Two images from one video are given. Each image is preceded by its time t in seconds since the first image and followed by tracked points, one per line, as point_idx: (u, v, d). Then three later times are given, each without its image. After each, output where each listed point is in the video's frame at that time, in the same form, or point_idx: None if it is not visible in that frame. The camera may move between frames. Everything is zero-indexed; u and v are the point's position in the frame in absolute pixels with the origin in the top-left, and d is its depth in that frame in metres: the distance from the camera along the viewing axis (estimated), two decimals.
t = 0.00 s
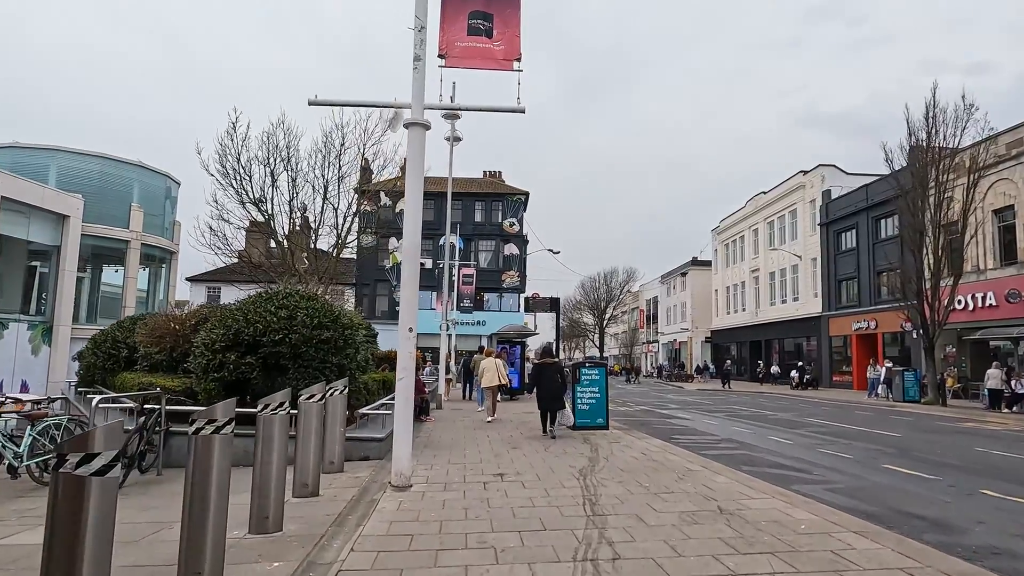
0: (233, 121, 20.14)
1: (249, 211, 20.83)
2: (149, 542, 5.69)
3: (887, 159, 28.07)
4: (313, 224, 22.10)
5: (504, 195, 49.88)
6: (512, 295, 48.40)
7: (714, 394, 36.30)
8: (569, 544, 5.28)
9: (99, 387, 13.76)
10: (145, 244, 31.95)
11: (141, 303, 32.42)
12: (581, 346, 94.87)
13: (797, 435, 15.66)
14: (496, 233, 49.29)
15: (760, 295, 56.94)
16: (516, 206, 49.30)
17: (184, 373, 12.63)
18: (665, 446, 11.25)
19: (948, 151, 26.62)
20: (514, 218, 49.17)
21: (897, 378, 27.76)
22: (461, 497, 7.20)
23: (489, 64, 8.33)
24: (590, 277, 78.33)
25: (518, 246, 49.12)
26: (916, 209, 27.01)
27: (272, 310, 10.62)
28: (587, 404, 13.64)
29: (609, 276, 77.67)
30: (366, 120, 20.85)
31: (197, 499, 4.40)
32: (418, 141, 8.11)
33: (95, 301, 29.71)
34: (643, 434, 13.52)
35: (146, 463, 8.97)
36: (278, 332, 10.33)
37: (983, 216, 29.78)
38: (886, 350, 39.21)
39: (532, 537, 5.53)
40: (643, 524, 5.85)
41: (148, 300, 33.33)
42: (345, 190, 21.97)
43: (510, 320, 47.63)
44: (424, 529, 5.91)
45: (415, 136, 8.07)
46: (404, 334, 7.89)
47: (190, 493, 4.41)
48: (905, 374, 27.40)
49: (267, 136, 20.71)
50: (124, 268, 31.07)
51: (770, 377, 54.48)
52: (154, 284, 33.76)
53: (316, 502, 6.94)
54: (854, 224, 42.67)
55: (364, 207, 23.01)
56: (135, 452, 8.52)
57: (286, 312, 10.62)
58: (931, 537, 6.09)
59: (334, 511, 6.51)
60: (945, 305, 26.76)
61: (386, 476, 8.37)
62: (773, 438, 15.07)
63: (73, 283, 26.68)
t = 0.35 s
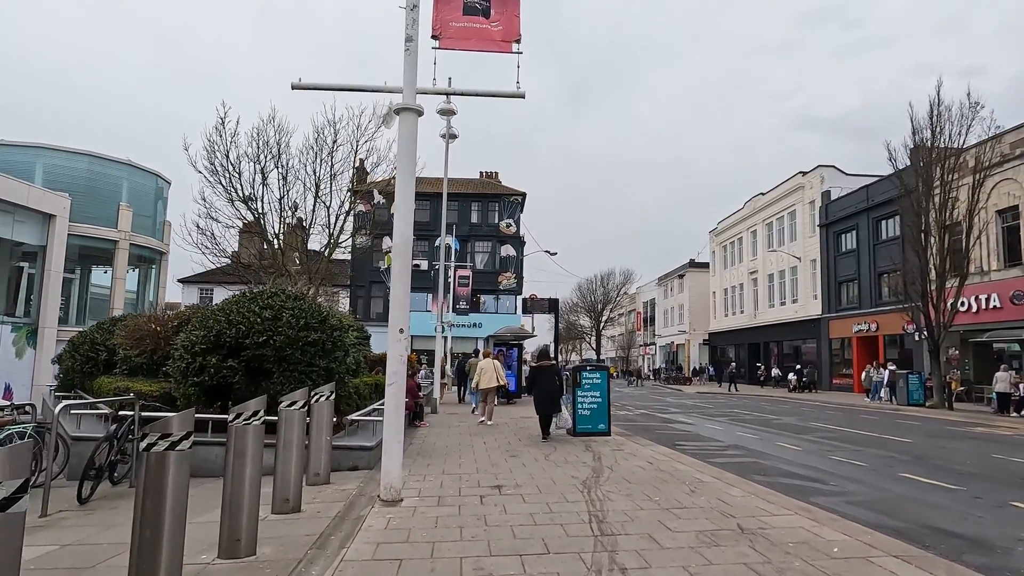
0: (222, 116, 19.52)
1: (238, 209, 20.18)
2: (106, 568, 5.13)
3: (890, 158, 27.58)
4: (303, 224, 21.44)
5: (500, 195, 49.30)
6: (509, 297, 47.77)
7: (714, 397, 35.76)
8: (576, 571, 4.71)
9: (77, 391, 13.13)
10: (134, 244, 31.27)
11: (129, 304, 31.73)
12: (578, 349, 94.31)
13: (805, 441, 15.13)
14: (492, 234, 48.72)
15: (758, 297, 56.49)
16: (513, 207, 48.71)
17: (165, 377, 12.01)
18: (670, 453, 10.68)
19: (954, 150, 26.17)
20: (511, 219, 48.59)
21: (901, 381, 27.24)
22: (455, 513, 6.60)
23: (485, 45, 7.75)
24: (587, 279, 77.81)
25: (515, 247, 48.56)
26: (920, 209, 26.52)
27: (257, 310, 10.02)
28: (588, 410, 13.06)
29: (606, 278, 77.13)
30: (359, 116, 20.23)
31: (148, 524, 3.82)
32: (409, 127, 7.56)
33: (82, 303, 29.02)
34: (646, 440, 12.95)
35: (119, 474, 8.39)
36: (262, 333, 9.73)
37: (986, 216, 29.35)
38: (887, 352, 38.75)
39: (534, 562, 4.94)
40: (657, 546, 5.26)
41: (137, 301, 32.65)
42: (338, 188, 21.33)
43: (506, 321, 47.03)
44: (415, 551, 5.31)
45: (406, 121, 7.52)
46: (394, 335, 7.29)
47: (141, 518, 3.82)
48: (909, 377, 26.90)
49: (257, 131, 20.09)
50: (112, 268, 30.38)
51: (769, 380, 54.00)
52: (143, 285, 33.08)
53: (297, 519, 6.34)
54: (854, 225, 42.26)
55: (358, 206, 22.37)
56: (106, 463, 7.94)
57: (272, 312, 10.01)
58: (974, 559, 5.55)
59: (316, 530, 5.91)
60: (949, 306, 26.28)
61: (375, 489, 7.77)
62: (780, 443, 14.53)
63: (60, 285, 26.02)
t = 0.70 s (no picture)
0: (214, 109, 18.93)
1: (231, 205, 19.56)
2: None
3: (900, 155, 26.97)
4: (298, 221, 20.81)
5: (501, 194, 48.68)
6: (510, 298, 47.13)
7: (719, 400, 35.15)
8: None
9: (59, 394, 12.53)
10: (127, 243, 30.64)
11: (123, 304, 31.14)
12: (578, 350, 93.70)
13: (819, 446, 14.54)
14: (492, 233, 48.12)
15: (761, 298, 55.89)
16: (513, 206, 48.15)
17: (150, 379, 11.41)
18: (683, 461, 10.06)
19: (966, 147, 25.57)
20: (511, 219, 47.98)
21: (911, 383, 26.62)
22: (455, 531, 6.00)
23: (489, 21, 7.16)
24: (587, 280, 77.20)
25: (515, 247, 47.96)
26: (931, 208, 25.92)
27: (243, 309, 9.41)
28: (595, 414, 12.47)
29: (607, 279, 76.52)
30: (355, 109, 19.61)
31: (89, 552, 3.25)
32: (407, 109, 6.99)
33: (74, 303, 28.43)
34: (656, 446, 12.33)
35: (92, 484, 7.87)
36: (250, 333, 9.13)
37: (997, 215, 28.75)
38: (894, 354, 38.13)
39: None
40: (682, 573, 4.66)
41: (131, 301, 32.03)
42: (334, 185, 20.68)
43: (506, 322, 46.44)
44: None
45: (403, 103, 6.96)
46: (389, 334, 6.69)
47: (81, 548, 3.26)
48: (919, 379, 26.28)
49: (251, 126, 19.47)
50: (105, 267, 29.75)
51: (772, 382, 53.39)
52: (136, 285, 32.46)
53: (281, 539, 5.74)
54: (859, 224, 41.70)
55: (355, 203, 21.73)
56: (76, 472, 7.34)
57: (259, 310, 9.39)
58: None
59: (301, 552, 5.31)
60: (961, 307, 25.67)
61: (368, 502, 7.15)
62: (794, 449, 13.90)
63: (51, 284, 25.44)
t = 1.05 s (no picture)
0: (206, 104, 18.40)
1: (223, 202, 19.01)
2: None
3: (907, 153, 26.44)
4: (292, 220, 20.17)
5: (500, 195, 48.16)
6: (509, 299, 46.57)
7: (721, 402, 34.58)
8: None
9: (39, 398, 11.95)
10: (119, 243, 30.06)
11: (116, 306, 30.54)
12: (577, 352, 93.20)
13: (831, 452, 13.95)
14: (491, 234, 47.59)
15: (762, 300, 55.36)
16: (513, 207, 47.68)
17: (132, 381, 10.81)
18: (695, 470, 9.48)
19: (975, 145, 25.06)
20: (511, 219, 47.45)
21: (918, 387, 26.06)
22: (452, 554, 5.40)
23: None
24: (587, 281, 76.67)
25: (515, 247, 47.44)
26: (939, 207, 25.40)
27: (227, 309, 8.83)
28: (600, 420, 11.91)
29: (606, 280, 75.98)
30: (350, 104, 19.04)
31: None
32: (399, 92, 6.46)
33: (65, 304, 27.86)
34: (663, 453, 11.75)
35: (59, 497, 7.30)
36: (234, 334, 8.55)
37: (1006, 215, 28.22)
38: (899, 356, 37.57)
39: None
40: None
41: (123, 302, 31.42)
42: (330, 183, 20.13)
43: (505, 324, 45.91)
44: None
45: (395, 85, 6.42)
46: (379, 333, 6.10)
47: None
48: (927, 382, 25.70)
49: (243, 120, 18.89)
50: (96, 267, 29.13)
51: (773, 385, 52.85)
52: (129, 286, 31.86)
53: (258, 563, 5.16)
54: (863, 225, 41.21)
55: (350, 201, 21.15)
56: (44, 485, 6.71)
57: (244, 310, 8.81)
58: None
59: None
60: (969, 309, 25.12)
61: (357, 519, 6.57)
62: (806, 456, 13.32)
63: (40, 285, 24.87)
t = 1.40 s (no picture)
0: (196, 96, 17.82)
1: (215, 198, 18.41)
2: None
3: (915, 151, 25.89)
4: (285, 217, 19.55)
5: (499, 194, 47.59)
6: (508, 299, 46.01)
7: (725, 404, 34.01)
8: None
9: (14, 400, 11.34)
10: (111, 241, 29.44)
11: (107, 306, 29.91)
12: (577, 354, 92.64)
13: (846, 457, 13.38)
14: (491, 234, 47.03)
15: (764, 300, 54.82)
16: (513, 206, 47.20)
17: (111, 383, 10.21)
18: (708, 478, 8.91)
19: (986, 141, 24.50)
20: (510, 219, 46.92)
21: (927, 389, 25.49)
22: None
23: None
24: (587, 282, 76.11)
25: (514, 247, 46.89)
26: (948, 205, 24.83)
27: (208, 305, 8.25)
28: (605, 424, 11.33)
29: (607, 281, 75.44)
30: (346, 97, 18.46)
31: None
32: (391, 64, 5.88)
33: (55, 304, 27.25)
34: (672, 458, 11.17)
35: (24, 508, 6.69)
36: (216, 332, 7.97)
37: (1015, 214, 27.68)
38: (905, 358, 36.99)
39: None
40: None
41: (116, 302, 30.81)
42: (325, 178, 19.54)
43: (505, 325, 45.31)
44: None
45: (386, 55, 5.83)
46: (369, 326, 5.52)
47: None
48: (937, 384, 25.12)
49: (235, 114, 18.29)
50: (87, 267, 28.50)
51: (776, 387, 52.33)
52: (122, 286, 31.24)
53: None
54: (867, 225, 40.69)
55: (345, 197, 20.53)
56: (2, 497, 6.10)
57: (227, 306, 8.24)
58: None
59: None
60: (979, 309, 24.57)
61: (345, 534, 5.98)
62: (820, 460, 12.75)
63: (28, 284, 24.28)
